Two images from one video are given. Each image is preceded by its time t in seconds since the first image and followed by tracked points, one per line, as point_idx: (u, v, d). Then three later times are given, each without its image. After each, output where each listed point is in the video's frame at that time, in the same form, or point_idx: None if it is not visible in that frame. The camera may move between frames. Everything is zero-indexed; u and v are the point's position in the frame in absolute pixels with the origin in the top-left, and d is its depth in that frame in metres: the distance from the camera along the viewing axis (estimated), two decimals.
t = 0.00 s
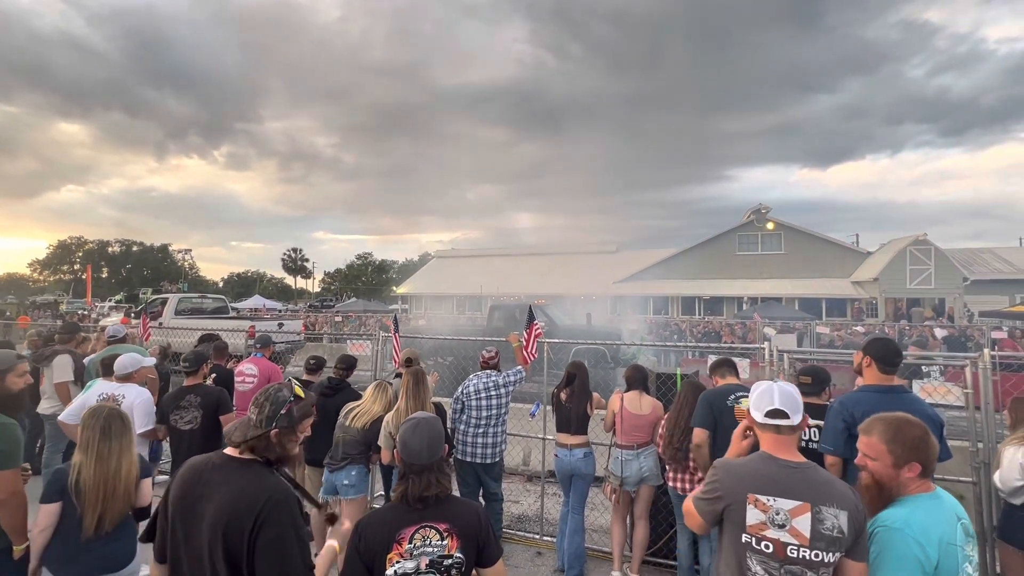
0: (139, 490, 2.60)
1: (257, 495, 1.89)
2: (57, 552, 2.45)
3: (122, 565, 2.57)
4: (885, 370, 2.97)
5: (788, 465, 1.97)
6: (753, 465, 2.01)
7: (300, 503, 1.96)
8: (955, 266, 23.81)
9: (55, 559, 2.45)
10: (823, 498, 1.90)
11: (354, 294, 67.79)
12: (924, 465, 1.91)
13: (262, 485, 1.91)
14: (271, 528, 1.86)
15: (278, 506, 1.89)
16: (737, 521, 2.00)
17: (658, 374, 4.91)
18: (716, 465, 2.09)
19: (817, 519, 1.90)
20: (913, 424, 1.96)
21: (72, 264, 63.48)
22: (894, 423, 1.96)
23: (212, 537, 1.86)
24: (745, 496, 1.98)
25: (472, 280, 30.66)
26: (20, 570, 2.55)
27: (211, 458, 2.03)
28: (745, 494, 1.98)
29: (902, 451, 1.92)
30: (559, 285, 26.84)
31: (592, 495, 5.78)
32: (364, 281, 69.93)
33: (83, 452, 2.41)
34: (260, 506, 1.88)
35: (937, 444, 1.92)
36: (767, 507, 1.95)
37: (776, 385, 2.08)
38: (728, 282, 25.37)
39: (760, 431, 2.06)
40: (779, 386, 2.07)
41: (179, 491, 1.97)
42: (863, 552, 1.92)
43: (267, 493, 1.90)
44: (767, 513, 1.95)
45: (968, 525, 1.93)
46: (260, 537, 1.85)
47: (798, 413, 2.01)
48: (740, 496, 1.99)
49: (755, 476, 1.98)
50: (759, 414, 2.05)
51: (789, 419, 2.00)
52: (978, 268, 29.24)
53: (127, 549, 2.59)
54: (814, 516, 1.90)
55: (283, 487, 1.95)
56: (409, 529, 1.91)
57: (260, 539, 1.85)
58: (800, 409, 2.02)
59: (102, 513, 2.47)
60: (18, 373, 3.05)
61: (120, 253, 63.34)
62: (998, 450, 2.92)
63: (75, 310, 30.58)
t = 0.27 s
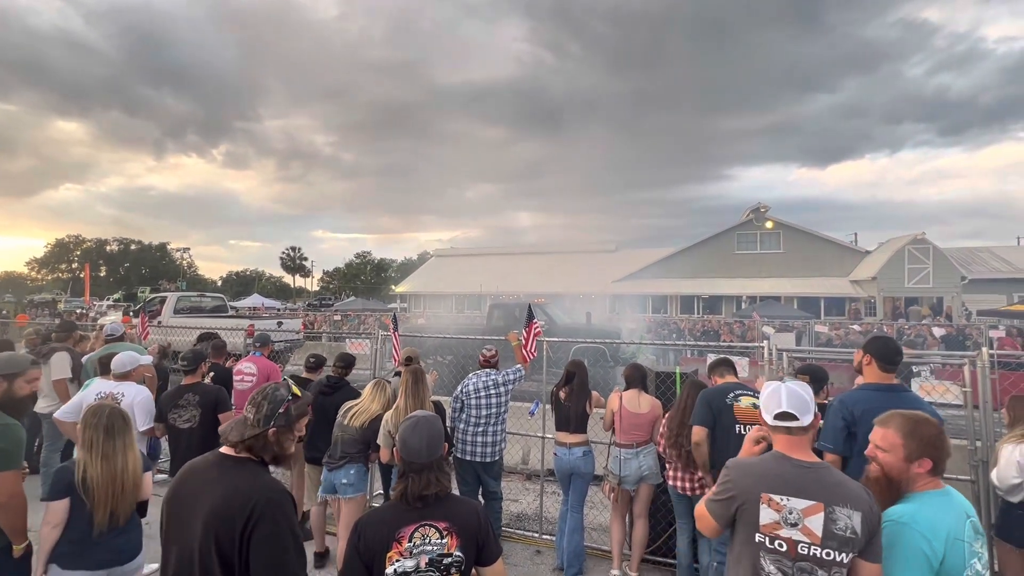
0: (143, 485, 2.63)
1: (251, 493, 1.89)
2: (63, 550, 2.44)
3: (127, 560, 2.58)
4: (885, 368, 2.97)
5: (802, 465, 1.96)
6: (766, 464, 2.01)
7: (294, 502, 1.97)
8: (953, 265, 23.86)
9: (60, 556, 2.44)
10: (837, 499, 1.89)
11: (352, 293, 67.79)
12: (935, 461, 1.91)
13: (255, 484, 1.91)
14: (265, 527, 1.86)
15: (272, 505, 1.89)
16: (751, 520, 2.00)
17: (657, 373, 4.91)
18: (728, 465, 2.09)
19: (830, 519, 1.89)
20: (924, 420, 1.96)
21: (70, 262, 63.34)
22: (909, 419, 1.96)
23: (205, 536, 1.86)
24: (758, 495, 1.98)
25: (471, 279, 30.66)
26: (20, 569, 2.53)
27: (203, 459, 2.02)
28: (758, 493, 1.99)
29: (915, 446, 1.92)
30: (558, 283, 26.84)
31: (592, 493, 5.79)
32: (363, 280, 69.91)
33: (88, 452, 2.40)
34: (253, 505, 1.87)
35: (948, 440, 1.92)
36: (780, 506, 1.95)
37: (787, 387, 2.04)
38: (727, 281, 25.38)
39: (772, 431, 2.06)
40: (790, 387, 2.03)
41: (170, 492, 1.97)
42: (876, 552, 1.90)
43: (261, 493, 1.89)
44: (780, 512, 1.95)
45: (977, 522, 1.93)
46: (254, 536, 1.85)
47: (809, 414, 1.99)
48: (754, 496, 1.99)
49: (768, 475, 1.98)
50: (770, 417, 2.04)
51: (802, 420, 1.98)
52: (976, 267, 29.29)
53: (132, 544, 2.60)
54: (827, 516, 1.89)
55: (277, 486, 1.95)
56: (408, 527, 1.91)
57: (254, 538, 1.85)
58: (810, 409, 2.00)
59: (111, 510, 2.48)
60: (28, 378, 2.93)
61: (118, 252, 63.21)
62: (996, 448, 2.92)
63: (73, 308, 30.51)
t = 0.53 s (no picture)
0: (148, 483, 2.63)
1: (250, 493, 1.89)
2: (67, 547, 2.44)
3: (131, 556, 2.59)
4: (886, 367, 2.97)
5: (816, 464, 1.95)
6: (779, 462, 1.99)
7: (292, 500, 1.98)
8: (953, 265, 23.86)
9: (64, 553, 2.44)
10: (848, 498, 1.89)
11: (352, 292, 67.81)
12: (941, 459, 1.91)
13: (255, 483, 1.92)
14: (265, 525, 1.88)
15: (271, 504, 1.90)
16: (763, 519, 1.98)
17: (657, 372, 4.91)
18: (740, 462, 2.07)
19: (842, 518, 1.88)
20: (929, 419, 1.95)
21: (69, 261, 63.33)
22: (914, 417, 1.96)
23: (203, 536, 1.85)
24: (773, 492, 1.96)
25: (471, 278, 30.65)
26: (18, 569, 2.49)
27: (200, 460, 2.00)
28: (771, 491, 1.96)
29: (918, 444, 1.92)
30: (558, 283, 26.84)
31: (591, 492, 5.80)
32: (362, 279, 69.93)
33: (93, 453, 2.40)
34: (253, 504, 1.88)
35: (956, 440, 1.91)
36: (793, 504, 1.93)
37: (803, 386, 2.04)
38: (727, 281, 25.39)
39: (786, 432, 2.03)
40: (807, 386, 2.03)
41: (164, 494, 1.95)
42: (888, 553, 1.89)
43: (263, 491, 1.91)
44: (793, 509, 1.93)
45: (984, 523, 1.92)
46: (254, 534, 1.86)
47: (825, 415, 1.98)
48: (768, 493, 1.96)
49: (780, 473, 1.96)
50: (784, 416, 2.03)
51: (817, 419, 1.98)
52: (976, 266, 29.31)
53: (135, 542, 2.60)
54: (838, 515, 1.89)
55: (276, 484, 1.96)
56: (408, 527, 1.91)
57: (254, 536, 1.86)
58: (825, 409, 2.00)
59: (116, 508, 2.49)
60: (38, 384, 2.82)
61: (118, 251, 63.21)
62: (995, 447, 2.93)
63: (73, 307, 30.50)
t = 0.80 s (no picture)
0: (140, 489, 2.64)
1: (259, 487, 1.92)
2: (61, 548, 2.44)
3: (123, 556, 2.60)
4: (886, 366, 2.97)
5: (825, 464, 1.95)
6: (789, 461, 1.99)
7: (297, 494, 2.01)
8: (953, 264, 23.85)
9: (58, 553, 2.44)
10: (856, 498, 1.87)
11: (353, 291, 67.84)
12: (921, 453, 1.91)
13: (262, 479, 1.94)
14: (275, 519, 1.90)
15: (281, 497, 1.94)
16: (768, 515, 1.99)
17: (657, 371, 4.91)
18: (751, 456, 2.07)
19: (849, 518, 1.87)
20: (917, 414, 1.96)
21: (70, 261, 63.38)
22: (900, 413, 1.97)
23: (212, 533, 1.86)
24: (778, 490, 1.97)
25: (471, 277, 30.65)
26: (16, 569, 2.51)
27: (199, 458, 1.99)
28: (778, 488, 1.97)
29: (895, 437, 1.95)
30: (559, 282, 26.84)
31: (592, 491, 5.80)
32: (363, 279, 69.97)
33: (92, 456, 2.41)
34: (262, 499, 1.90)
35: (945, 435, 1.90)
36: (799, 502, 1.93)
37: (821, 386, 2.03)
38: (727, 280, 25.38)
39: (797, 431, 2.02)
40: (825, 387, 2.03)
41: (163, 494, 1.91)
42: (893, 553, 1.88)
43: (269, 486, 1.93)
44: (799, 508, 1.93)
45: (982, 523, 1.91)
46: (265, 527, 1.89)
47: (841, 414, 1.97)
48: (774, 491, 1.97)
49: (786, 471, 1.97)
50: (802, 414, 2.00)
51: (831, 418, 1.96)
52: (976, 266, 29.31)
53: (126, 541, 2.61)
54: (846, 515, 1.88)
55: (281, 480, 1.98)
56: (407, 526, 1.91)
57: (265, 530, 1.89)
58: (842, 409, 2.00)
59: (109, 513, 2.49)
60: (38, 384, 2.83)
61: (118, 250, 63.26)
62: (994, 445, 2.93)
63: (73, 307, 30.54)
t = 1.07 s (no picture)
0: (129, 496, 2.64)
1: (264, 476, 1.94)
2: (48, 550, 2.44)
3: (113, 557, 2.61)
4: (889, 366, 2.96)
5: (824, 460, 1.95)
6: (791, 456, 2.00)
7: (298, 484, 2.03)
8: (956, 263, 23.78)
9: (48, 554, 2.44)
10: (856, 494, 1.87)
11: (354, 291, 67.92)
12: (917, 452, 1.91)
13: (264, 469, 1.96)
14: (282, 505, 1.94)
15: (286, 484, 1.97)
16: (769, 510, 2.00)
17: (659, 371, 4.91)
18: (752, 452, 2.08)
19: (849, 513, 1.87)
20: (916, 412, 1.96)
21: (72, 261, 63.52)
22: (895, 413, 1.98)
23: (219, 521, 1.87)
24: (779, 483, 1.98)
25: (472, 277, 30.66)
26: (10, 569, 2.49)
27: (196, 450, 1.98)
28: (779, 482, 1.98)
29: (889, 436, 1.96)
30: (560, 282, 26.83)
31: (593, 491, 5.80)
32: (364, 278, 70.07)
33: (83, 460, 2.42)
34: (267, 487, 1.93)
35: (945, 434, 1.89)
36: (801, 496, 1.94)
37: (819, 382, 2.03)
38: (729, 280, 25.36)
39: (799, 427, 2.03)
40: (822, 383, 2.02)
41: (167, 486, 1.91)
42: (894, 551, 1.88)
43: (272, 475, 1.96)
44: (800, 502, 1.94)
45: (981, 522, 1.90)
46: (274, 514, 1.92)
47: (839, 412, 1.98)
48: (774, 486, 1.99)
49: (787, 466, 1.99)
50: (797, 408, 2.03)
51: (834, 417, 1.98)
52: (978, 265, 29.24)
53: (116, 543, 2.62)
54: (846, 511, 1.87)
55: (282, 470, 2.00)
56: (408, 525, 1.92)
57: (273, 516, 1.92)
58: (839, 407, 2.00)
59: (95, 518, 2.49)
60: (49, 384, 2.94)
61: (120, 250, 63.38)
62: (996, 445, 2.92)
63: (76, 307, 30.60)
